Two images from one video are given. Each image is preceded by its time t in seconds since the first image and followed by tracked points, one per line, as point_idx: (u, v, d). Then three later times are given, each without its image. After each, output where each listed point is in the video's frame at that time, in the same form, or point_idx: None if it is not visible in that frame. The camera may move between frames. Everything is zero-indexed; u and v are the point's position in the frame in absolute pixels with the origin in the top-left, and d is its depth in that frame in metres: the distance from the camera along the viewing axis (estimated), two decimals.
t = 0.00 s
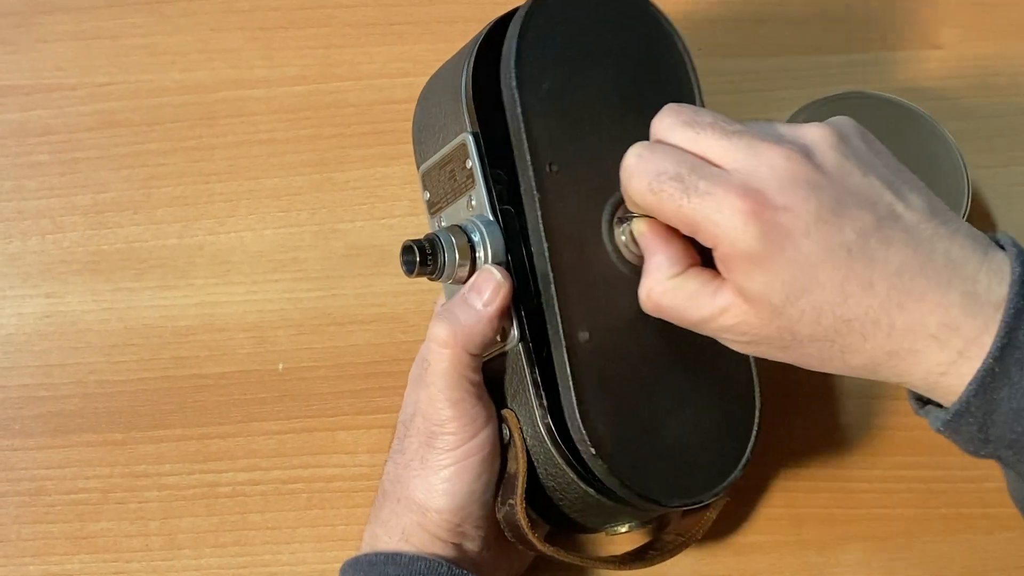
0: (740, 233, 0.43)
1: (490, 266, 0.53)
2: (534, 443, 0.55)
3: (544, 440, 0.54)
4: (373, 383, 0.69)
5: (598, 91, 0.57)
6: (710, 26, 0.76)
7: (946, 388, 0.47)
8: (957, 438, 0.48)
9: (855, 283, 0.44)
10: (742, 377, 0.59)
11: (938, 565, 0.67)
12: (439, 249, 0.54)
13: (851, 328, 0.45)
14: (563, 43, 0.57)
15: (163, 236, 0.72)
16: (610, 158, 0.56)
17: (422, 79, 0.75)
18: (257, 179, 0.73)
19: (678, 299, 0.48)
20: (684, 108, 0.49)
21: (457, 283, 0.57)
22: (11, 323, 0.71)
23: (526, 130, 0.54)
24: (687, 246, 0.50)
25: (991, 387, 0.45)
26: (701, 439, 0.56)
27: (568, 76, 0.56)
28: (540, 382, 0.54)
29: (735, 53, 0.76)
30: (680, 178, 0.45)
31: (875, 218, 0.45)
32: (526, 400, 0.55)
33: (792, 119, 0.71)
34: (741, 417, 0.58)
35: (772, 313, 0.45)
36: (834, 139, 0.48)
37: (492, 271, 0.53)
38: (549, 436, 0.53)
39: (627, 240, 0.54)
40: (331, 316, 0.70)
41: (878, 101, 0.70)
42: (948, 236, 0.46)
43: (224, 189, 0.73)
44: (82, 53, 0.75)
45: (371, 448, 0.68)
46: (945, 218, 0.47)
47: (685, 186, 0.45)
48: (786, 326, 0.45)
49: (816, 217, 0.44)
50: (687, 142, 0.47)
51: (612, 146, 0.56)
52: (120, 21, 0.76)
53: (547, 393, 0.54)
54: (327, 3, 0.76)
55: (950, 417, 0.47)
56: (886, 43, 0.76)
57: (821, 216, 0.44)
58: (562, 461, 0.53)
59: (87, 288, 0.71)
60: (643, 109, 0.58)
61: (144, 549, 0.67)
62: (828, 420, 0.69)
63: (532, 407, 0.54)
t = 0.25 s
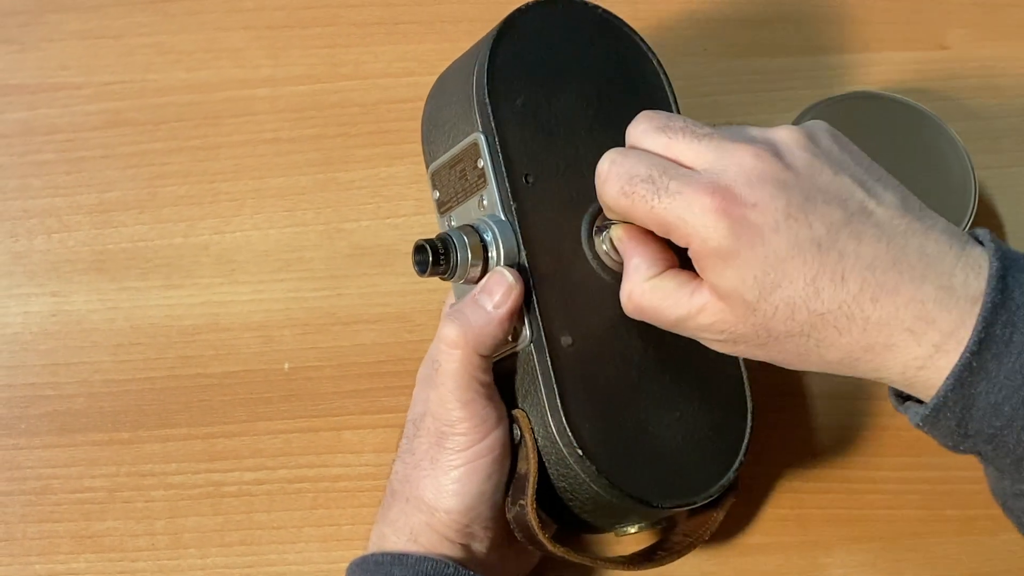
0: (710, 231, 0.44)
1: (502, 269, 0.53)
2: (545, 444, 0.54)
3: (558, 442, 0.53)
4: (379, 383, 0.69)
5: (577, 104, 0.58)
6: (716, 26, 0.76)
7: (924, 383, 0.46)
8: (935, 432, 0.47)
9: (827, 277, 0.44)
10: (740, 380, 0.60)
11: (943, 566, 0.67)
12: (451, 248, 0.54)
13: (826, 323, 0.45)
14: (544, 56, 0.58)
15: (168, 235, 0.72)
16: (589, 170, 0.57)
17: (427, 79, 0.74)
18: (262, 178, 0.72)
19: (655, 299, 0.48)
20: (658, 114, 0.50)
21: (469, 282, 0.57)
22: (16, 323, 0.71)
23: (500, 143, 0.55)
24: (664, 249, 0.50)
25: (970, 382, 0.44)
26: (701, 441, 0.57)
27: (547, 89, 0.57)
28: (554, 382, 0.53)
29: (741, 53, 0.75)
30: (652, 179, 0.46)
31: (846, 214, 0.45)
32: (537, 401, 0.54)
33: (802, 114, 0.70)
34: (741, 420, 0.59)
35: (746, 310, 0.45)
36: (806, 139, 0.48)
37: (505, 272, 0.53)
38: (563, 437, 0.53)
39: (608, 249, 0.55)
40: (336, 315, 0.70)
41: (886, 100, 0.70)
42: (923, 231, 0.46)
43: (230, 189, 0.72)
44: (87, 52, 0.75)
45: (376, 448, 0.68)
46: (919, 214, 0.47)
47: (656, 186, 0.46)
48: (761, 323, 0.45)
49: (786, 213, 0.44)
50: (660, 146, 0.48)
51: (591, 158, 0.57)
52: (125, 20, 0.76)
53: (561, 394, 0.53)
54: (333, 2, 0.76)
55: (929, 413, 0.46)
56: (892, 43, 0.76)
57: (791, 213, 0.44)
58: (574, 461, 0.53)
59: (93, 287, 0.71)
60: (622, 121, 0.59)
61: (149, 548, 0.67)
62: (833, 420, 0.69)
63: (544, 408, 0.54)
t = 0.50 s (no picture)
0: (722, 243, 0.44)
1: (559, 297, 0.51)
2: (555, 456, 0.55)
3: (568, 456, 0.53)
4: (383, 382, 0.69)
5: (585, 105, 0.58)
6: (720, 25, 0.76)
7: (941, 390, 0.46)
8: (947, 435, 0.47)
9: (841, 286, 0.44)
10: (745, 385, 0.60)
11: (947, 566, 0.67)
12: (461, 259, 0.53)
13: (841, 332, 0.44)
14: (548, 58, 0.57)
15: (172, 233, 0.72)
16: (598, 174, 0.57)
17: (431, 77, 0.74)
18: (266, 176, 0.72)
19: (668, 307, 0.47)
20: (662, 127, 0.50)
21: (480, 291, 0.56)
22: (19, 320, 0.71)
23: (508, 150, 0.55)
24: (676, 256, 0.50)
25: (984, 390, 0.44)
26: (706, 447, 0.57)
27: (551, 94, 0.57)
28: (563, 396, 0.53)
29: (745, 53, 0.75)
30: (661, 192, 0.45)
31: (857, 223, 0.45)
32: (547, 411, 0.54)
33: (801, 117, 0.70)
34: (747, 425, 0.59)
35: (761, 321, 0.44)
36: (810, 151, 0.48)
37: (561, 300, 0.51)
38: (575, 452, 0.53)
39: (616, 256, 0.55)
40: (340, 314, 0.70)
41: (887, 101, 0.70)
42: (933, 237, 0.46)
43: (234, 187, 0.72)
44: (91, 50, 0.75)
45: (381, 446, 0.68)
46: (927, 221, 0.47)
47: (666, 199, 0.45)
48: (777, 333, 0.45)
49: (797, 223, 0.44)
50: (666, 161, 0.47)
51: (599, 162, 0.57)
52: (129, 17, 0.76)
53: (571, 408, 0.53)
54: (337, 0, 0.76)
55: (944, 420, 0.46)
56: (896, 43, 0.76)
57: (802, 223, 0.44)
58: (585, 475, 0.53)
59: (97, 285, 0.71)
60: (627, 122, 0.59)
61: (153, 546, 0.67)
62: (838, 421, 0.69)
63: (554, 423, 0.54)
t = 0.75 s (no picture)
0: (770, 193, 0.44)
1: (549, 286, 0.52)
2: (551, 447, 0.55)
3: (564, 447, 0.53)
4: (385, 379, 0.69)
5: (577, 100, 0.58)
6: (723, 23, 0.76)
7: (999, 332, 0.45)
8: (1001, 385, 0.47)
9: (893, 227, 0.44)
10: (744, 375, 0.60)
11: (948, 564, 0.67)
12: (452, 253, 0.53)
13: (899, 274, 0.44)
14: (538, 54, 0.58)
15: (175, 230, 0.72)
16: (588, 170, 0.57)
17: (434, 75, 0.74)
18: (269, 173, 0.72)
19: (714, 276, 0.48)
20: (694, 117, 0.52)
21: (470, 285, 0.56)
22: (23, 317, 0.71)
23: (498, 146, 0.55)
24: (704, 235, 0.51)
25: None
26: (705, 436, 0.57)
27: (544, 90, 0.57)
28: (558, 386, 0.53)
29: (747, 50, 0.75)
30: (704, 156, 0.46)
31: (900, 171, 0.45)
32: (542, 403, 0.54)
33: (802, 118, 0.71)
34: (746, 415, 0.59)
35: (816, 268, 0.44)
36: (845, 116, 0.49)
37: (552, 289, 0.52)
38: (570, 442, 0.53)
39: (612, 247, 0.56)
40: (343, 311, 0.70)
41: (885, 100, 0.70)
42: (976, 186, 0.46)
43: (236, 184, 0.72)
44: (94, 47, 0.75)
45: (382, 443, 0.68)
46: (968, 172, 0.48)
47: (710, 160, 0.46)
48: (834, 281, 0.44)
49: (842, 170, 0.45)
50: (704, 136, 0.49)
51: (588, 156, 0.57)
52: (132, 15, 0.76)
53: (565, 398, 0.53)
54: None
55: (998, 363, 0.46)
56: (899, 41, 0.76)
57: (847, 169, 0.45)
58: (581, 464, 0.53)
59: (99, 282, 0.71)
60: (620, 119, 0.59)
61: (156, 542, 0.67)
62: (838, 418, 0.69)
63: (549, 413, 0.54)
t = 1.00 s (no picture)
0: (746, 220, 0.44)
1: (527, 273, 0.52)
2: (557, 439, 0.55)
3: (570, 439, 0.54)
4: (389, 373, 0.69)
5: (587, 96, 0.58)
6: (729, 18, 0.76)
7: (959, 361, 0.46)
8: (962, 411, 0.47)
9: (864, 257, 0.44)
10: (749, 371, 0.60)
11: (953, 560, 0.67)
12: (463, 243, 0.53)
13: (868, 305, 0.44)
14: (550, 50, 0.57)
15: (180, 224, 0.72)
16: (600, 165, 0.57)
17: (439, 69, 0.74)
18: (273, 168, 0.73)
19: (692, 280, 0.47)
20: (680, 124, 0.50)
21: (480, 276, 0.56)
22: (27, 311, 0.71)
23: (510, 139, 0.55)
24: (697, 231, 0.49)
25: (1002, 359, 0.44)
26: (710, 430, 0.57)
27: (557, 84, 0.57)
28: (566, 376, 0.53)
29: (753, 46, 0.75)
30: (685, 172, 0.45)
31: (877, 198, 0.45)
32: (549, 394, 0.54)
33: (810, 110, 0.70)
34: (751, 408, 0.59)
35: (786, 295, 0.44)
36: (830, 131, 0.48)
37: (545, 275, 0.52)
38: (577, 433, 0.53)
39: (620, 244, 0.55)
40: (347, 305, 0.71)
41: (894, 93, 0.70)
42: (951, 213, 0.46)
43: (241, 178, 0.72)
44: (100, 41, 0.75)
45: (387, 437, 0.68)
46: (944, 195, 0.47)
47: (689, 178, 0.45)
48: (803, 308, 0.45)
49: (820, 198, 0.44)
50: (689, 146, 0.48)
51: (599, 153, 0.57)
52: (138, 9, 0.76)
53: (573, 389, 0.53)
54: None
55: (963, 392, 0.46)
56: (906, 37, 0.76)
57: (825, 196, 0.44)
58: (587, 456, 0.53)
59: (104, 276, 0.71)
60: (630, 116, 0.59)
61: (160, 536, 0.67)
62: (842, 413, 0.69)
63: (557, 405, 0.54)
